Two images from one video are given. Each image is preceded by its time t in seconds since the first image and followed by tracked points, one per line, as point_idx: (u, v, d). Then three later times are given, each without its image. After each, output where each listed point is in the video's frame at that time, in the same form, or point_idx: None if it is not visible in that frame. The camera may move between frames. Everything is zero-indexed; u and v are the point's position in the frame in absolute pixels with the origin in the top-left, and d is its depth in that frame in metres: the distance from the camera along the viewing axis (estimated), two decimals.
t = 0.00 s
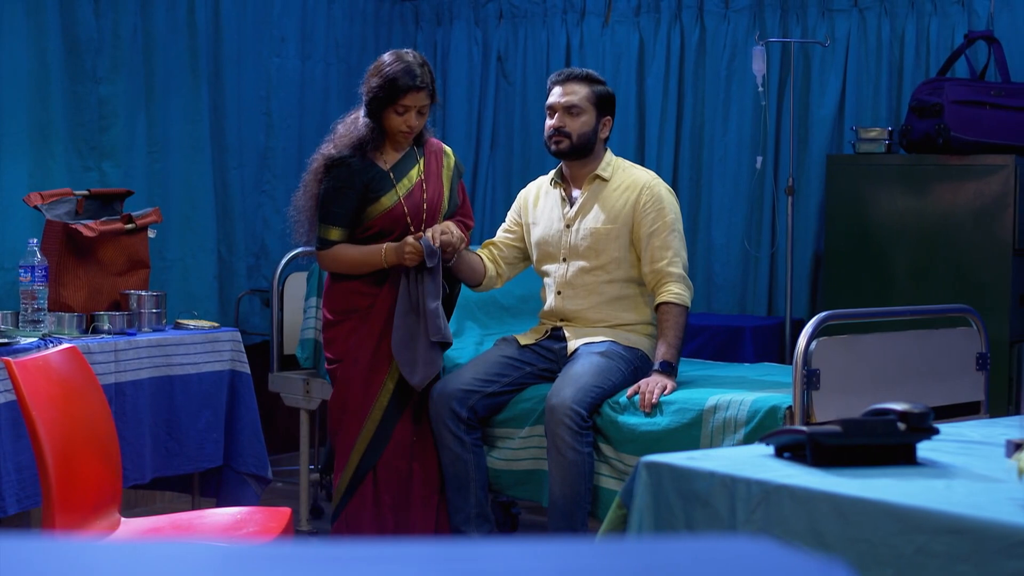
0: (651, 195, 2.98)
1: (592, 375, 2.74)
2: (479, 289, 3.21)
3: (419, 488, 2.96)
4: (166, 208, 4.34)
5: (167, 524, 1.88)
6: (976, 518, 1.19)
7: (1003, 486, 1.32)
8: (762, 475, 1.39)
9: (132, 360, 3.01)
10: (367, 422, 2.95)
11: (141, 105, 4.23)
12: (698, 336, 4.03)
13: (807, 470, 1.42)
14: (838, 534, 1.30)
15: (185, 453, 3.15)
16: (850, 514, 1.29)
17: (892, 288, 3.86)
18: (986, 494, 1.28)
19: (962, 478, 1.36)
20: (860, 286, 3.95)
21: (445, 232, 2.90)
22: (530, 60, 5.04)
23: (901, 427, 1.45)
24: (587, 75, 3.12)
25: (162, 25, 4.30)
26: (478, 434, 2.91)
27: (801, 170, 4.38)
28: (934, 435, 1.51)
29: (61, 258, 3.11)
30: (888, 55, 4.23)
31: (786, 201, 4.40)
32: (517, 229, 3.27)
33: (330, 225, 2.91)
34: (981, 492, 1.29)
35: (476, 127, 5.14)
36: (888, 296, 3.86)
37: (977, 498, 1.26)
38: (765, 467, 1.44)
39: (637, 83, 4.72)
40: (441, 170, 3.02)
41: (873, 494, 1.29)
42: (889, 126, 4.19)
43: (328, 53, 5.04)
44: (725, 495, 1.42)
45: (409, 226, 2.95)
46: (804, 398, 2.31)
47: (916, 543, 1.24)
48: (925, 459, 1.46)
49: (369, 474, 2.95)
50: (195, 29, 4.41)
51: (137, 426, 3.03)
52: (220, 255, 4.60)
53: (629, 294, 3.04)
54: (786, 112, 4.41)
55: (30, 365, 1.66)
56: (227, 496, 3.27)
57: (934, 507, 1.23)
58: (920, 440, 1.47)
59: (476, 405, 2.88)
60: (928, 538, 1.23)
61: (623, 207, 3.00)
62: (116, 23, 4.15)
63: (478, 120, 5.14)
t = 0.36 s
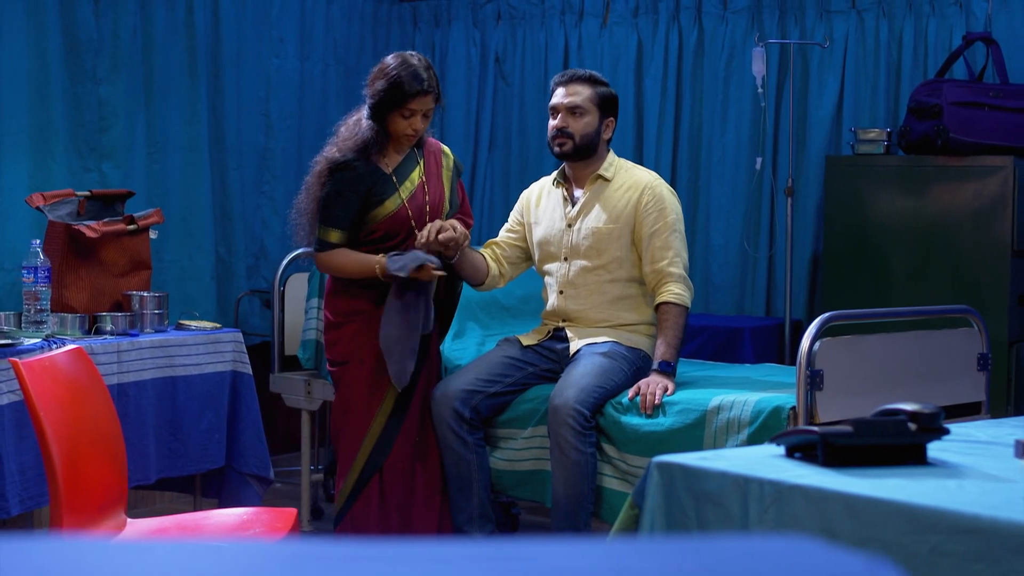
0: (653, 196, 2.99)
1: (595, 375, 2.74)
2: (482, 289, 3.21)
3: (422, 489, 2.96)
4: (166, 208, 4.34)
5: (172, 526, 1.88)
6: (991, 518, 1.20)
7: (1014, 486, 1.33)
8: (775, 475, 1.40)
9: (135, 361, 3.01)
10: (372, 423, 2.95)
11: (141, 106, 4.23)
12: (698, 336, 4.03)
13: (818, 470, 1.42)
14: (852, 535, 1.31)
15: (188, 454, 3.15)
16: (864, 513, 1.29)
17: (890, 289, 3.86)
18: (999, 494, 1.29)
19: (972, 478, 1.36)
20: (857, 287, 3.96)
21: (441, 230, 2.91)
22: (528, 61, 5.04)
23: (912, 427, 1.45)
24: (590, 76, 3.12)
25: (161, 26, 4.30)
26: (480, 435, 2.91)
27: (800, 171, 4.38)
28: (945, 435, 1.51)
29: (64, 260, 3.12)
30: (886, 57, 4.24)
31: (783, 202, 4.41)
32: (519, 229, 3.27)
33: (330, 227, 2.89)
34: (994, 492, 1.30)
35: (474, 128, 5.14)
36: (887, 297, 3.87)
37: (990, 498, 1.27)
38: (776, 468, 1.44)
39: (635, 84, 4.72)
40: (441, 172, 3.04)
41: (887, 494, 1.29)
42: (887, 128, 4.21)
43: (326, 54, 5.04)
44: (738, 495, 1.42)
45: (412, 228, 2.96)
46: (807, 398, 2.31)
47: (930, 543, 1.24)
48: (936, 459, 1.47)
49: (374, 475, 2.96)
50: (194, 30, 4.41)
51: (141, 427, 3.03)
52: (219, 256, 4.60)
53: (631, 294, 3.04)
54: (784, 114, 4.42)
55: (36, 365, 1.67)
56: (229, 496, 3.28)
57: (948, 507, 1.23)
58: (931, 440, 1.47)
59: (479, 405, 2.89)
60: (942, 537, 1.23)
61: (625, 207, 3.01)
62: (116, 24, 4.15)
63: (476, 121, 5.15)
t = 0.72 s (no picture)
0: (657, 199, 2.99)
1: (600, 378, 2.74)
2: (488, 293, 3.21)
3: (425, 492, 2.96)
4: (166, 211, 4.35)
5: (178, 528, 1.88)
6: (1007, 519, 1.20)
7: None
8: (790, 476, 1.40)
9: (140, 364, 3.02)
10: (376, 427, 2.94)
11: (142, 109, 4.24)
12: (698, 339, 4.04)
13: (831, 471, 1.43)
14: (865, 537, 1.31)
15: (192, 457, 3.15)
16: (878, 515, 1.29)
17: (890, 291, 3.87)
18: (1013, 495, 1.30)
19: (985, 479, 1.37)
20: (857, 289, 3.96)
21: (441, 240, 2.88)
22: (528, 63, 5.04)
23: (925, 429, 1.45)
24: (595, 78, 3.12)
25: (162, 28, 4.30)
26: (485, 437, 2.92)
27: (800, 173, 4.38)
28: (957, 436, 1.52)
29: (68, 263, 3.13)
30: (885, 60, 4.24)
31: (782, 205, 4.41)
32: (523, 232, 3.27)
33: (339, 232, 2.89)
34: (1008, 493, 1.30)
35: (473, 131, 5.14)
36: (887, 300, 3.87)
37: (1004, 499, 1.28)
38: (788, 469, 1.45)
39: (635, 85, 4.73)
40: (444, 175, 3.04)
41: (901, 495, 1.30)
42: (886, 130, 4.21)
43: (326, 56, 5.03)
44: (753, 496, 1.42)
45: (417, 232, 2.96)
46: (812, 400, 2.32)
47: (945, 545, 1.25)
48: (948, 460, 1.47)
49: (376, 479, 2.95)
50: (193, 32, 4.41)
51: (146, 430, 3.03)
52: (219, 258, 4.61)
53: (635, 297, 3.05)
54: (783, 116, 4.42)
55: (44, 368, 1.67)
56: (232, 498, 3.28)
57: (963, 508, 1.24)
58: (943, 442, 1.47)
59: (483, 408, 2.90)
60: (958, 538, 1.24)
61: (630, 210, 3.01)
62: (117, 26, 4.16)
63: (476, 124, 5.14)
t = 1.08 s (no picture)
0: (662, 206, 2.99)
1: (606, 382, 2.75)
2: (491, 297, 3.21)
3: (433, 495, 2.97)
4: (168, 215, 4.35)
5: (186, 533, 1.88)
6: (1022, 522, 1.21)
7: None
8: (806, 480, 1.41)
9: (146, 368, 3.03)
10: (382, 431, 2.96)
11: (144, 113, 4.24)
12: (699, 343, 4.04)
13: (845, 474, 1.43)
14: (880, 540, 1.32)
15: (195, 462, 3.15)
16: (894, 518, 1.30)
17: (891, 295, 3.87)
18: None
19: (999, 482, 1.37)
20: (857, 293, 3.97)
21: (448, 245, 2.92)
22: (528, 68, 5.05)
23: (938, 432, 1.44)
24: (601, 83, 3.13)
25: (163, 32, 4.31)
26: (490, 441, 2.92)
27: (800, 178, 4.38)
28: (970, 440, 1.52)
29: (73, 266, 3.13)
30: (886, 64, 4.24)
31: (783, 210, 4.41)
32: (527, 236, 3.28)
33: (349, 238, 2.90)
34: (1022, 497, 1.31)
35: (473, 136, 5.14)
36: (887, 304, 3.87)
37: (1020, 503, 1.28)
38: (802, 472, 1.45)
39: (635, 89, 4.73)
40: (451, 180, 3.05)
41: (917, 498, 1.30)
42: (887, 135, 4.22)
43: (327, 61, 5.04)
44: (768, 499, 1.43)
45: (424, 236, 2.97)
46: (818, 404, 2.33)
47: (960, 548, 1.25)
48: (960, 463, 1.48)
49: (383, 482, 2.96)
50: (194, 36, 4.42)
51: (152, 434, 3.03)
52: (221, 262, 4.61)
53: (638, 302, 3.05)
54: (784, 121, 4.42)
55: (54, 372, 1.67)
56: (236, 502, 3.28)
57: (979, 511, 1.24)
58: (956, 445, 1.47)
59: (488, 412, 2.89)
60: (974, 542, 1.24)
61: (635, 216, 3.02)
62: (120, 30, 4.17)
63: (476, 129, 5.14)
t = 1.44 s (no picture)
0: (671, 211, 3.00)
1: (615, 385, 2.75)
2: (502, 302, 3.21)
3: (441, 497, 2.97)
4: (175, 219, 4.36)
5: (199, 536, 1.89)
6: None
7: None
8: (827, 483, 1.41)
9: (157, 372, 3.03)
10: (389, 435, 2.97)
11: (151, 117, 4.25)
12: (705, 346, 4.04)
13: (864, 477, 1.44)
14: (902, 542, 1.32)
15: (204, 465, 3.16)
16: (916, 521, 1.30)
17: (897, 298, 3.86)
18: None
19: (1020, 485, 1.37)
20: (863, 297, 3.96)
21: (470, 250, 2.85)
22: (533, 72, 5.05)
23: (957, 436, 1.45)
24: (612, 87, 3.13)
25: (170, 37, 4.33)
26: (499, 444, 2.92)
27: (805, 181, 4.38)
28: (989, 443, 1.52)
29: (83, 270, 3.13)
30: (891, 68, 4.24)
31: (788, 213, 4.41)
32: (537, 240, 3.28)
33: (356, 239, 2.90)
34: None
35: (478, 140, 5.14)
36: (894, 307, 3.87)
37: None
38: (822, 475, 1.45)
39: (640, 93, 4.73)
40: (461, 184, 3.05)
41: (939, 501, 1.30)
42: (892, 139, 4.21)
43: (332, 65, 5.05)
44: (789, 502, 1.43)
45: (431, 238, 2.97)
46: (829, 407, 2.33)
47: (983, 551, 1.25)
48: (979, 467, 1.48)
49: (391, 485, 2.97)
50: (200, 40, 4.43)
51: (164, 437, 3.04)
52: (227, 266, 4.62)
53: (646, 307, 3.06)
54: (789, 125, 4.42)
55: (70, 375, 1.68)
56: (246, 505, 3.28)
57: (1002, 514, 1.25)
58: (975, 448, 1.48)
59: (498, 415, 2.90)
60: (997, 545, 1.24)
61: (643, 220, 3.02)
62: (127, 34, 4.18)
63: (480, 133, 5.14)
